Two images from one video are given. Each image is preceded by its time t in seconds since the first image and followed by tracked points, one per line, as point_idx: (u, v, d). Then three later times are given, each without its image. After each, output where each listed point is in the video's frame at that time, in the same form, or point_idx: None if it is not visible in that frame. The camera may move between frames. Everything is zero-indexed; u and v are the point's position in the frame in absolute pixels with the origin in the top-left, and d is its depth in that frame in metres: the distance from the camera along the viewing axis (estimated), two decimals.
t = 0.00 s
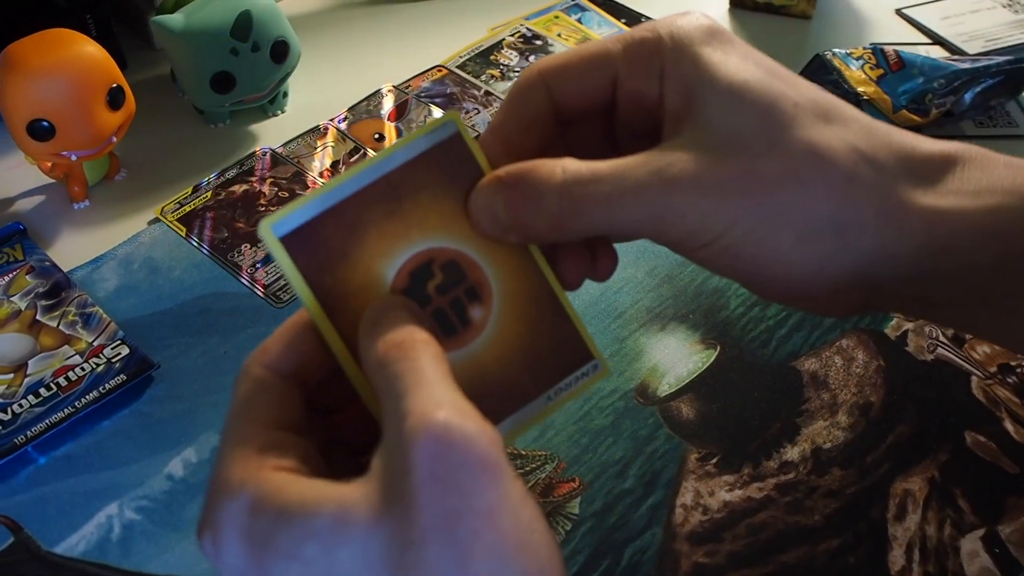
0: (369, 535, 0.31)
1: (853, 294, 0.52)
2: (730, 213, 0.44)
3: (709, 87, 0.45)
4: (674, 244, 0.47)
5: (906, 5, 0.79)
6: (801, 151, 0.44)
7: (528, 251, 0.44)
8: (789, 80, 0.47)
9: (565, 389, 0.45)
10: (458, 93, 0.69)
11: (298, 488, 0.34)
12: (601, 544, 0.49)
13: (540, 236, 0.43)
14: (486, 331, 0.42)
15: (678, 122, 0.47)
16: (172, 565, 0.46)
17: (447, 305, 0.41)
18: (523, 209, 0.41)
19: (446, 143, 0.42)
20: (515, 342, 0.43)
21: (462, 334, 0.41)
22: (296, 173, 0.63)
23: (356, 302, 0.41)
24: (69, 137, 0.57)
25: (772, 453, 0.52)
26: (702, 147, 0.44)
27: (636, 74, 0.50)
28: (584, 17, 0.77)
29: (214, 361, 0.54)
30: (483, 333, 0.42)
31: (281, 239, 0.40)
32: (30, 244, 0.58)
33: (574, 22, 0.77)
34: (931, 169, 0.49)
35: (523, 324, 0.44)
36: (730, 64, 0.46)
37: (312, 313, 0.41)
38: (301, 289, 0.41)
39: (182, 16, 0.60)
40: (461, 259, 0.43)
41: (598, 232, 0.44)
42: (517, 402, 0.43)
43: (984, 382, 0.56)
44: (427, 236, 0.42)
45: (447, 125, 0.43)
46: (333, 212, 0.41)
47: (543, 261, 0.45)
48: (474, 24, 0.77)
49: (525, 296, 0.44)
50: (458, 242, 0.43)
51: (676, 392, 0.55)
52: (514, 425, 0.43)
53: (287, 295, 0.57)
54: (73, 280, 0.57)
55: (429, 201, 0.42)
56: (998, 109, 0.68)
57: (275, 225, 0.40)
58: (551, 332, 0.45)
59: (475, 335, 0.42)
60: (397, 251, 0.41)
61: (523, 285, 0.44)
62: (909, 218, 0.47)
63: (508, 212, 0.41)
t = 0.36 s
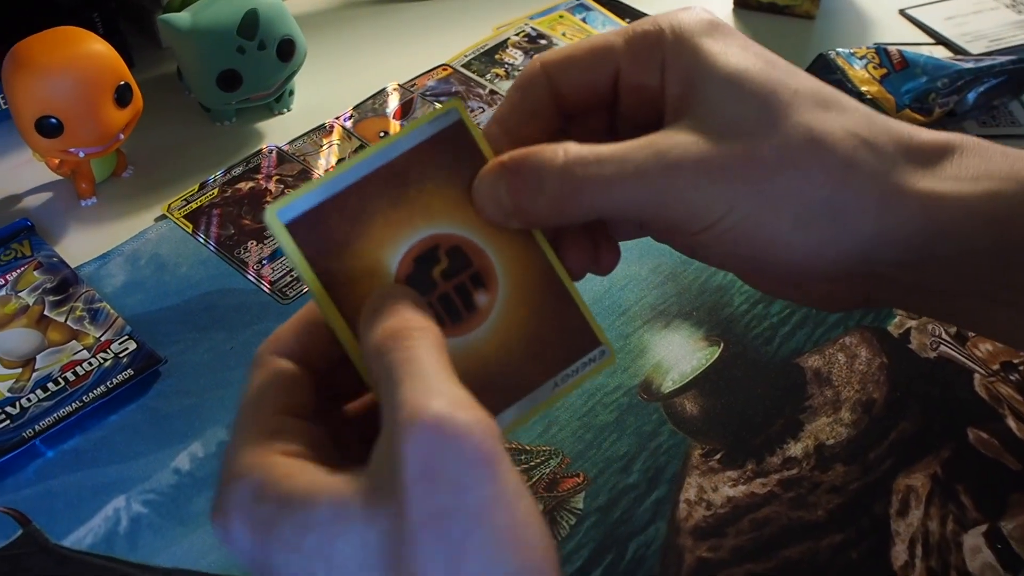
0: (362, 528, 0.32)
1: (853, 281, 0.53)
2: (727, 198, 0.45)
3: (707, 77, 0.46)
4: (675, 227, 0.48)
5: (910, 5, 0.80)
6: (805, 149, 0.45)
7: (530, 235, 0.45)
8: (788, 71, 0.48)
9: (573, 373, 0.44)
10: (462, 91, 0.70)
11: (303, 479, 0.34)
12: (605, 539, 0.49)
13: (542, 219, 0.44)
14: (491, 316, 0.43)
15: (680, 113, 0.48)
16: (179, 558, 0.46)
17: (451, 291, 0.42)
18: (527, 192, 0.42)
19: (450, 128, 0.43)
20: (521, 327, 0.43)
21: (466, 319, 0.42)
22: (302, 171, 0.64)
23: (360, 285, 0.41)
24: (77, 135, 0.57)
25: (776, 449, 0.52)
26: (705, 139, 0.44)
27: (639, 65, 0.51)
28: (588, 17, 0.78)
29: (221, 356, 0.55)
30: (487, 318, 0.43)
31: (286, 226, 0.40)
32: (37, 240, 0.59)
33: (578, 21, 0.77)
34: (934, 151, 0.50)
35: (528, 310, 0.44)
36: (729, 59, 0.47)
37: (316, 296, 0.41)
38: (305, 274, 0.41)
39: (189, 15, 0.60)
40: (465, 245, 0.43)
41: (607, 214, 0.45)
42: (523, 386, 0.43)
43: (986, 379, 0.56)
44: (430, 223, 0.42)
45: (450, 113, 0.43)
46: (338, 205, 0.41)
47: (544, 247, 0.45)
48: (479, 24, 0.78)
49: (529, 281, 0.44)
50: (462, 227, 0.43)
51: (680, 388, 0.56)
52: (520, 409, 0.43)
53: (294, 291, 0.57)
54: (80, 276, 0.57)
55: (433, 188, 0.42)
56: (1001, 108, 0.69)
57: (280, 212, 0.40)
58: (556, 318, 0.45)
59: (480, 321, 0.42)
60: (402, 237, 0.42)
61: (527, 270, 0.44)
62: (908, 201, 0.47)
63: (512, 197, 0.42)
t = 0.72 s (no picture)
0: (395, 525, 0.34)
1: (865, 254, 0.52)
2: (735, 170, 0.44)
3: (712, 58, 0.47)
4: (683, 201, 0.47)
5: (915, 2, 0.80)
6: (817, 138, 0.45)
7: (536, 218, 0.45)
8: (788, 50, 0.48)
9: (579, 361, 0.44)
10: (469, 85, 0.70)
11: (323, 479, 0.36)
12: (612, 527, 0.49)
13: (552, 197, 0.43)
14: (499, 301, 0.43)
15: (685, 92, 0.49)
16: (188, 544, 0.46)
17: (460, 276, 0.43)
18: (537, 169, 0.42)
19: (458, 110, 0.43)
20: (528, 314, 0.44)
21: (473, 304, 0.43)
22: (310, 163, 0.64)
23: (369, 271, 0.42)
24: (87, 126, 0.57)
25: (782, 439, 0.53)
26: (713, 125, 0.44)
27: (643, 52, 0.52)
28: (594, 12, 0.78)
29: (231, 346, 0.55)
30: (495, 303, 0.43)
31: (297, 205, 0.40)
32: (47, 231, 0.59)
33: (584, 17, 0.78)
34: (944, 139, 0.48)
35: (535, 294, 0.44)
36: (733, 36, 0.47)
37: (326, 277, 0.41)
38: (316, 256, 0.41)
39: (198, 8, 0.61)
40: (473, 229, 0.43)
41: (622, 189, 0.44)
42: (529, 373, 0.43)
43: (991, 371, 0.56)
44: (440, 206, 0.43)
45: (460, 99, 0.43)
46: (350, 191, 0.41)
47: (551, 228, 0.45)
48: (486, 19, 0.78)
49: (535, 265, 0.44)
50: (471, 211, 0.43)
51: (686, 378, 0.56)
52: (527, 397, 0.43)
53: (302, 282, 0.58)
54: (89, 266, 0.58)
55: (443, 173, 0.43)
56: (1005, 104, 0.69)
57: (292, 192, 0.40)
58: (564, 303, 0.44)
59: (488, 306, 0.43)
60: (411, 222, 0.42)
61: (533, 255, 0.44)
62: (919, 170, 0.46)
63: (523, 178, 0.42)
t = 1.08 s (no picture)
0: (395, 534, 0.33)
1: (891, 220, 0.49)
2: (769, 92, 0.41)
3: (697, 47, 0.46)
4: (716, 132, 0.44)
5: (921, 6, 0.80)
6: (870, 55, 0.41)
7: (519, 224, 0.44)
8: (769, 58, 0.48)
9: (569, 366, 0.44)
10: (475, 89, 0.70)
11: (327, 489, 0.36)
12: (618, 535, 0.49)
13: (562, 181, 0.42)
14: (489, 310, 0.43)
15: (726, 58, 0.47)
16: (192, 550, 0.46)
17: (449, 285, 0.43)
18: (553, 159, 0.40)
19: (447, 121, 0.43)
20: (519, 321, 0.43)
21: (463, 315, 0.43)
22: (316, 167, 0.64)
23: (360, 282, 0.41)
24: (93, 130, 0.57)
25: (787, 447, 0.52)
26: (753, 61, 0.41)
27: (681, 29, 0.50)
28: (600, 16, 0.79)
29: (233, 350, 0.55)
30: (484, 312, 0.43)
31: (288, 223, 0.41)
32: (52, 235, 0.59)
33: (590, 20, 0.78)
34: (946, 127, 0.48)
35: (525, 301, 0.44)
36: (712, 17, 0.46)
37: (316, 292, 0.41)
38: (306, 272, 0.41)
39: (204, 12, 0.60)
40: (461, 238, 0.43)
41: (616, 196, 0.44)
42: (521, 381, 0.43)
43: (998, 379, 0.56)
44: (427, 220, 0.43)
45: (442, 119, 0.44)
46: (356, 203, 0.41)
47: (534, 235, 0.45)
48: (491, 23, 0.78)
49: (523, 272, 0.44)
50: (458, 222, 0.43)
51: (691, 385, 0.55)
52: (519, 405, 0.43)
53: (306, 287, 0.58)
54: (94, 270, 0.58)
55: (427, 187, 0.43)
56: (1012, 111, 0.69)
57: (281, 211, 0.41)
58: (554, 311, 0.44)
59: (478, 315, 0.43)
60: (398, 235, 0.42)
61: (521, 262, 0.44)
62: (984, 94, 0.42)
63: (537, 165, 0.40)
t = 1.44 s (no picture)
0: (385, 561, 0.34)
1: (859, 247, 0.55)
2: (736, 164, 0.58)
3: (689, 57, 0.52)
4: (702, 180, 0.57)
5: (930, 7, 0.79)
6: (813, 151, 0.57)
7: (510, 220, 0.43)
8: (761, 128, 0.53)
9: (570, 371, 0.43)
10: (481, 90, 0.70)
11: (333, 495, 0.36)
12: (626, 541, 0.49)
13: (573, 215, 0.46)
14: (487, 315, 0.42)
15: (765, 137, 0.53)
16: (197, 554, 0.46)
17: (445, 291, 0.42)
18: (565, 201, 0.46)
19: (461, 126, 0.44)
20: (517, 328, 0.43)
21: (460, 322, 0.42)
22: (321, 168, 0.64)
23: (352, 293, 0.40)
24: (98, 130, 0.57)
25: (795, 452, 0.52)
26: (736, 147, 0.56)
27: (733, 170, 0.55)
28: (607, 18, 0.79)
29: (237, 353, 0.55)
30: (481, 317, 0.42)
31: (275, 236, 0.39)
32: (57, 235, 0.59)
33: (596, 22, 0.78)
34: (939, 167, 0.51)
35: (523, 305, 0.43)
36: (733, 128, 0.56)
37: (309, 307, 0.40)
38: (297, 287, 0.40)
39: (210, 12, 0.60)
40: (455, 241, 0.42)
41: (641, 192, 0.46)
42: (520, 391, 0.42)
43: (1007, 385, 0.56)
44: (418, 226, 0.41)
45: (432, 118, 0.41)
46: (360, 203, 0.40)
47: (530, 236, 0.43)
48: (497, 23, 0.78)
49: (519, 276, 0.43)
50: (451, 226, 0.42)
51: (698, 389, 0.55)
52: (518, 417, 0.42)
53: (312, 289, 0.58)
54: (99, 271, 0.57)
55: (419, 190, 0.41)
56: (1022, 112, 0.68)
57: (268, 223, 0.39)
58: (553, 316, 0.43)
59: (475, 322, 0.42)
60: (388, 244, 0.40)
61: (516, 265, 0.43)
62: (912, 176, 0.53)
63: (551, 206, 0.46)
